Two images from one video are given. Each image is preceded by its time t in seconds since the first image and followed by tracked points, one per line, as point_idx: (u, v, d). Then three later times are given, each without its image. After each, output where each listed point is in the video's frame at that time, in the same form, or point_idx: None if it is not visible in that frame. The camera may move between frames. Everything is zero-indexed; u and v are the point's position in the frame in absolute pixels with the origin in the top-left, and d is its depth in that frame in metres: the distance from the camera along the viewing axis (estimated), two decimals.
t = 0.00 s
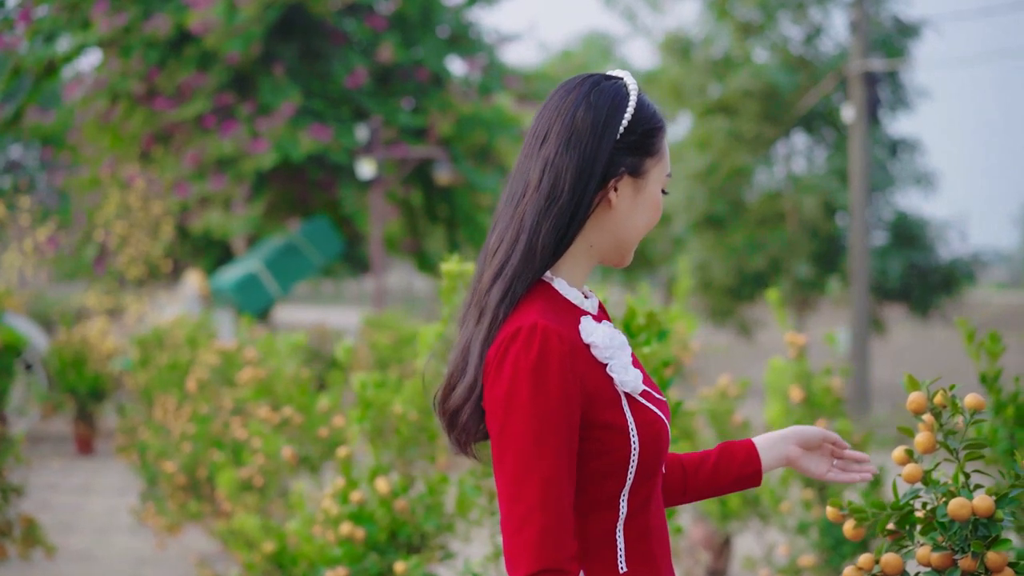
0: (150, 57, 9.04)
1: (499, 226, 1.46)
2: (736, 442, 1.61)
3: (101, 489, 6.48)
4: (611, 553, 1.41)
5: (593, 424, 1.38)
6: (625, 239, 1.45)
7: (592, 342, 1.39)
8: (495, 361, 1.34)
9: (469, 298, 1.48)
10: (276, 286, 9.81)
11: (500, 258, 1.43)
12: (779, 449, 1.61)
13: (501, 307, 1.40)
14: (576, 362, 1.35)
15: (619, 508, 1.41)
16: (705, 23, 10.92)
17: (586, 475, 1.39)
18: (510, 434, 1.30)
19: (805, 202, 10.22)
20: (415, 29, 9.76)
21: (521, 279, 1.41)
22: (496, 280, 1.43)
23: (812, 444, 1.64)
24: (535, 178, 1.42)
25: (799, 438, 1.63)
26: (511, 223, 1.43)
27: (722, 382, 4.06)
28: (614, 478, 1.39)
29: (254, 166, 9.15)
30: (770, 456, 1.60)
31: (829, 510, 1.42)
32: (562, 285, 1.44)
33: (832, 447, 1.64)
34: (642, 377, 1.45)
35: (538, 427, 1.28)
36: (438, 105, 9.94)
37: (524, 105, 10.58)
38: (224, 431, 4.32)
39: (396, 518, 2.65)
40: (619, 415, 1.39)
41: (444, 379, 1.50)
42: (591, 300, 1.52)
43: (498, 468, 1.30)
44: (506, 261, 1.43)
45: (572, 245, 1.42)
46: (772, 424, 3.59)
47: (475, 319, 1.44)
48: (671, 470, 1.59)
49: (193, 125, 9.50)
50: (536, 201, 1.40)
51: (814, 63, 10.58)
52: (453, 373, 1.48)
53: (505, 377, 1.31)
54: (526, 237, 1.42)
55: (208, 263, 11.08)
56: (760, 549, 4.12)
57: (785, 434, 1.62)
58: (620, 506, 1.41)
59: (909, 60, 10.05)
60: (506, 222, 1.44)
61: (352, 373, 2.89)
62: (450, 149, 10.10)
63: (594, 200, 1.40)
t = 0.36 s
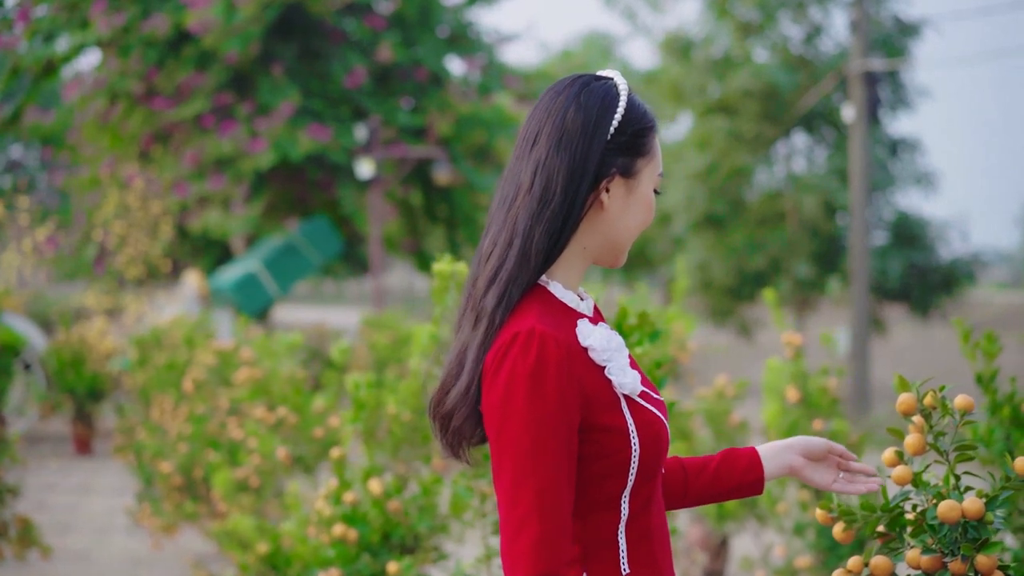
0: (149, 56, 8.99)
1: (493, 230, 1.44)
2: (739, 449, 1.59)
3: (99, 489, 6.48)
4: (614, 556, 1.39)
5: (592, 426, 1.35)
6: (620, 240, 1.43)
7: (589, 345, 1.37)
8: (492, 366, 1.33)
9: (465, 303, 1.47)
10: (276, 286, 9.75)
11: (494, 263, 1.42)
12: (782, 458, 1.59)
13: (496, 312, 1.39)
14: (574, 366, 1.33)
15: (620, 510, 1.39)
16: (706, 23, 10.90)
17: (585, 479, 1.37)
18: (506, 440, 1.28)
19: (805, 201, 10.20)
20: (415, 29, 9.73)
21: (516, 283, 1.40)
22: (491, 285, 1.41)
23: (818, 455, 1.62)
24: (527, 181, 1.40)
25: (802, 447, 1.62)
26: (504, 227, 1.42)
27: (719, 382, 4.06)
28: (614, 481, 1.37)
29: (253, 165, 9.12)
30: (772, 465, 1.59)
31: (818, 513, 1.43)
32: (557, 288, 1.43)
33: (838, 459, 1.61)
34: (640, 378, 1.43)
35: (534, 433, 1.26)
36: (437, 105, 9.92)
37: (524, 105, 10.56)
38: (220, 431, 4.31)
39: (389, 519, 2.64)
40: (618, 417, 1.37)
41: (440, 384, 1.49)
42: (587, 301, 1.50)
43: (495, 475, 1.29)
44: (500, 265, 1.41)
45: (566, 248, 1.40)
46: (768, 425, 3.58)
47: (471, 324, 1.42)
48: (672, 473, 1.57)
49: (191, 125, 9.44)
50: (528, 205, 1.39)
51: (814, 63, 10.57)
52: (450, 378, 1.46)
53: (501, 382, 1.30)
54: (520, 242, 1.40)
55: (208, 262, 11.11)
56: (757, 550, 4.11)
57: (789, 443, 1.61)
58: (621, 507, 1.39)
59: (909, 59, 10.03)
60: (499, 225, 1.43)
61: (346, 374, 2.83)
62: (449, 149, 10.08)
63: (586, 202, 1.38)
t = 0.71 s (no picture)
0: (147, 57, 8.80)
1: (481, 233, 1.43)
2: (730, 458, 1.55)
3: (96, 489, 6.47)
4: (609, 560, 1.37)
5: (584, 428, 1.34)
6: (609, 242, 1.41)
7: (581, 347, 1.35)
8: (484, 370, 1.31)
9: (454, 308, 1.46)
10: (273, 286, 9.80)
11: (483, 267, 1.40)
12: (773, 467, 1.53)
13: (487, 317, 1.38)
14: (565, 369, 1.31)
15: (614, 513, 1.37)
16: (705, 23, 10.89)
17: (578, 482, 1.35)
18: (498, 443, 1.26)
19: (805, 201, 10.19)
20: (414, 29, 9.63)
21: (504, 288, 1.38)
22: (479, 290, 1.40)
23: (810, 467, 1.55)
24: (514, 185, 1.39)
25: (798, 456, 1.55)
26: (491, 230, 1.40)
27: (714, 382, 4.04)
28: (607, 484, 1.35)
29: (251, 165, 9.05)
30: (762, 475, 1.53)
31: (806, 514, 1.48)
32: (546, 292, 1.41)
33: (831, 471, 1.54)
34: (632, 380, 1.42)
35: (525, 438, 1.25)
36: (435, 104, 9.88)
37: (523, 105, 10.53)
38: (215, 431, 4.30)
39: (380, 520, 2.63)
40: (611, 419, 1.35)
41: (431, 390, 1.47)
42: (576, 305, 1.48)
43: (488, 480, 1.27)
44: (489, 270, 1.40)
45: (554, 251, 1.39)
46: (763, 425, 3.57)
47: (460, 330, 1.41)
48: (662, 478, 1.54)
49: (189, 125, 9.31)
50: (515, 209, 1.37)
51: (815, 63, 10.55)
52: (440, 383, 1.45)
53: (491, 387, 1.28)
54: (507, 246, 1.38)
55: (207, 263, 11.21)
56: (753, 551, 4.10)
57: (780, 453, 1.55)
58: (617, 509, 1.37)
59: (909, 59, 10.01)
60: (487, 229, 1.41)
61: (338, 376, 2.81)
62: (448, 149, 10.05)
63: (572, 205, 1.37)
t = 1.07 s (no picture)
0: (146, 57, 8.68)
1: (465, 237, 1.42)
2: (719, 462, 1.54)
3: (94, 490, 6.46)
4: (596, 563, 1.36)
5: (570, 430, 1.33)
6: (594, 245, 1.40)
7: (567, 349, 1.34)
8: (470, 373, 1.30)
9: (439, 312, 1.45)
10: (271, 286, 10.02)
11: (468, 271, 1.39)
12: (764, 472, 1.52)
13: (471, 321, 1.36)
14: (551, 371, 1.30)
15: (600, 516, 1.36)
16: (705, 23, 10.88)
17: (564, 486, 1.34)
18: (486, 446, 1.25)
19: (805, 201, 10.17)
20: (412, 28, 9.44)
21: (490, 292, 1.37)
22: (464, 294, 1.39)
23: (801, 470, 1.53)
24: (498, 188, 1.38)
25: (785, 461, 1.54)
26: (476, 233, 1.39)
27: (710, 383, 4.03)
28: (593, 488, 1.34)
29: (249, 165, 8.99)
30: (753, 479, 1.52)
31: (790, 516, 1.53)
32: (533, 295, 1.40)
33: (825, 473, 1.53)
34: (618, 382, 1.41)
35: (510, 441, 1.24)
36: (434, 104, 9.68)
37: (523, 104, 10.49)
38: (211, 431, 4.30)
39: (372, 521, 2.63)
40: (597, 421, 1.34)
41: (418, 395, 1.46)
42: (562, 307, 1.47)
43: (474, 484, 1.26)
44: (474, 273, 1.39)
45: (540, 254, 1.38)
46: (759, 424, 3.54)
47: (445, 334, 1.40)
48: (649, 482, 1.52)
49: (188, 124, 9.20)
50: (500, 212, 1.36)
51: (814, 62, 10.52)
52: (426, 387, 1.44)
53: (477, 390, 1.27)
54: (492, 249, 1.37)
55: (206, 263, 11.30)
56: (749, 552, 4.09)
57: (769, 457, 1.54)
58: (603, 511, 1.36)
59: (909, 59, 9.99)
60: (471, 232, 1.40)
61: (330, 376, 2.81)
62: (446, 149, 9.84)
63: (555, 208, 1.35)
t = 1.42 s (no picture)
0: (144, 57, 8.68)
1: (445, 238, 1.42)
2: (705, 467, 1.53)
3: (91, 490, 6.45)
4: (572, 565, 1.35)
5: (546, 433, 1.33)
6: (576, 248, 1.40)
7: (544, 351, 1.34)
8: (446, 374, 1.30)
9: (418, 313, 1.45)
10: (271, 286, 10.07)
11: (446, 272, 1.39)
12: (749, 477, 1.51)
13: (448, 322, 1.36)
14: (527, 373, 1.30)
15: (578, 519, 1.35)
16: (705, 23, 10.86)
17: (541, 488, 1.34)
18: (464, 447, 1.26)
19: (805, 201, 10.15)
20: (411, 28, 9.41)
21: (468, 295, 1.37)
22: (442, 296, 1.39)
23: (789, 473, 1.53)
24: (478, 190, 1.38)
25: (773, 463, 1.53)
26: (455, 235, 1.39)
27: (706, 383, 4.02)
28: (569, 491, 1.34)
29: (248, 165, 8.94)
30: (738, 483, 1.51)
31: (775, 517, 1.54)
32: (512, 297, 1.40)
33: (815, 475, 1.51)
34: (597, 385, 1.41)
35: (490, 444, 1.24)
36: (433, 105, 9.57)
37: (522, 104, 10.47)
38: (206, 431, 4.31)
39: (363, 521, 2.62)
40: (574, 424, 1.34)
41: (395, 396, 1.46)
42: (542, 309, 1.47)
43: (453, 485, 1.27)
44: (452, 275, 1.39)
45: (518, 257, 1.37)
46: (753, 425, 3.53)
47: (422, 334, 1.40)
48: (634, 485, 1.51)
49: (186, 124, 9.19)
50: (478, 213, 1.36)
51: (814, 62, 10.48)
52: (403, 387, 1.44)
53: (455, 392, 1.28)
54: (470, 251, 1.37)
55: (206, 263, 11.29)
56: (745, 552, 4.08)
57: (757, 461, 1.53)
58: (580, 515, 1.36)
59: (910, 59, 9.97)
60: (450, 233, 1.40)
61: (322, 375, 2.81)
62: (445, 149, 9.71)
63: (535, 210, 1.35)
